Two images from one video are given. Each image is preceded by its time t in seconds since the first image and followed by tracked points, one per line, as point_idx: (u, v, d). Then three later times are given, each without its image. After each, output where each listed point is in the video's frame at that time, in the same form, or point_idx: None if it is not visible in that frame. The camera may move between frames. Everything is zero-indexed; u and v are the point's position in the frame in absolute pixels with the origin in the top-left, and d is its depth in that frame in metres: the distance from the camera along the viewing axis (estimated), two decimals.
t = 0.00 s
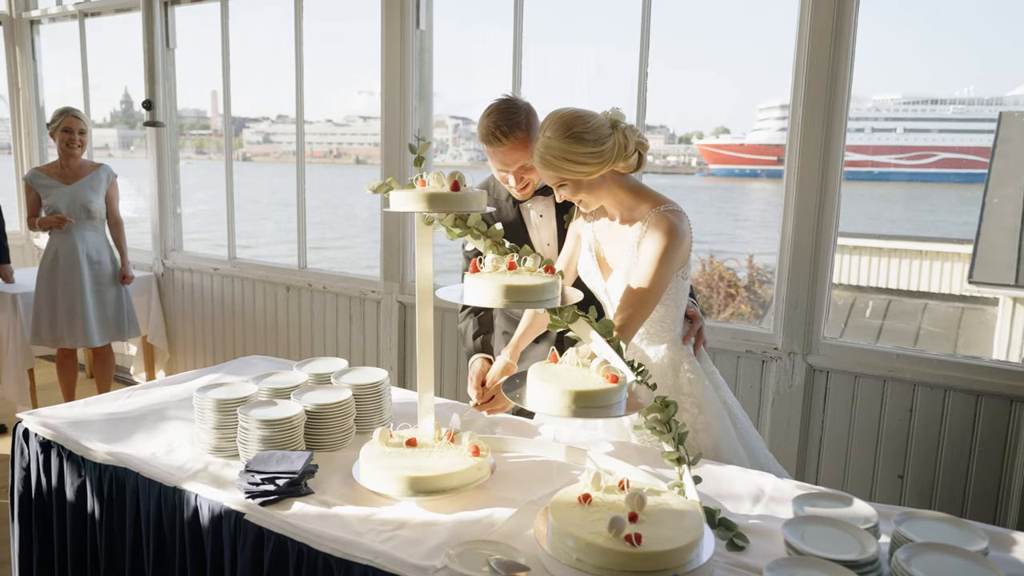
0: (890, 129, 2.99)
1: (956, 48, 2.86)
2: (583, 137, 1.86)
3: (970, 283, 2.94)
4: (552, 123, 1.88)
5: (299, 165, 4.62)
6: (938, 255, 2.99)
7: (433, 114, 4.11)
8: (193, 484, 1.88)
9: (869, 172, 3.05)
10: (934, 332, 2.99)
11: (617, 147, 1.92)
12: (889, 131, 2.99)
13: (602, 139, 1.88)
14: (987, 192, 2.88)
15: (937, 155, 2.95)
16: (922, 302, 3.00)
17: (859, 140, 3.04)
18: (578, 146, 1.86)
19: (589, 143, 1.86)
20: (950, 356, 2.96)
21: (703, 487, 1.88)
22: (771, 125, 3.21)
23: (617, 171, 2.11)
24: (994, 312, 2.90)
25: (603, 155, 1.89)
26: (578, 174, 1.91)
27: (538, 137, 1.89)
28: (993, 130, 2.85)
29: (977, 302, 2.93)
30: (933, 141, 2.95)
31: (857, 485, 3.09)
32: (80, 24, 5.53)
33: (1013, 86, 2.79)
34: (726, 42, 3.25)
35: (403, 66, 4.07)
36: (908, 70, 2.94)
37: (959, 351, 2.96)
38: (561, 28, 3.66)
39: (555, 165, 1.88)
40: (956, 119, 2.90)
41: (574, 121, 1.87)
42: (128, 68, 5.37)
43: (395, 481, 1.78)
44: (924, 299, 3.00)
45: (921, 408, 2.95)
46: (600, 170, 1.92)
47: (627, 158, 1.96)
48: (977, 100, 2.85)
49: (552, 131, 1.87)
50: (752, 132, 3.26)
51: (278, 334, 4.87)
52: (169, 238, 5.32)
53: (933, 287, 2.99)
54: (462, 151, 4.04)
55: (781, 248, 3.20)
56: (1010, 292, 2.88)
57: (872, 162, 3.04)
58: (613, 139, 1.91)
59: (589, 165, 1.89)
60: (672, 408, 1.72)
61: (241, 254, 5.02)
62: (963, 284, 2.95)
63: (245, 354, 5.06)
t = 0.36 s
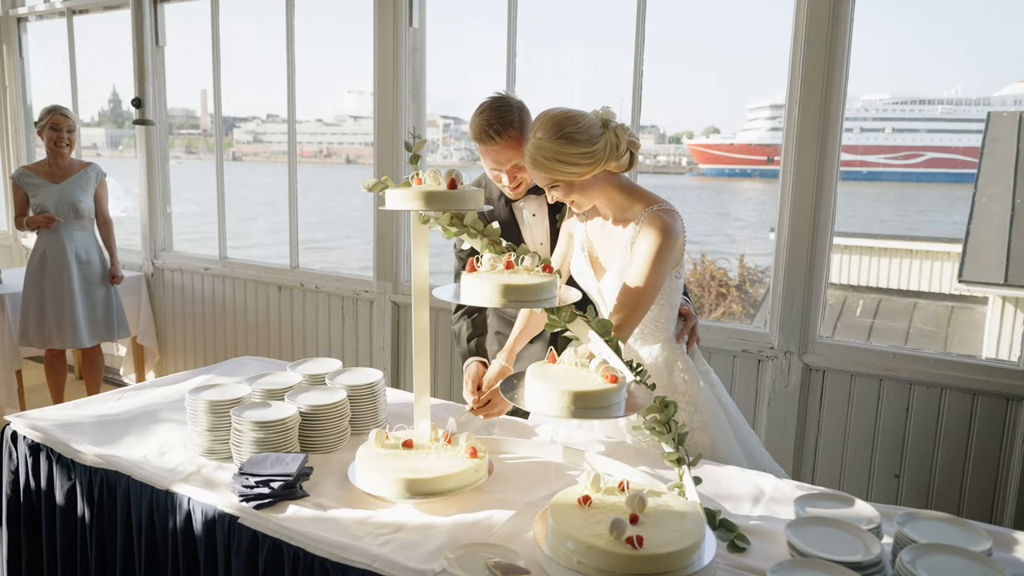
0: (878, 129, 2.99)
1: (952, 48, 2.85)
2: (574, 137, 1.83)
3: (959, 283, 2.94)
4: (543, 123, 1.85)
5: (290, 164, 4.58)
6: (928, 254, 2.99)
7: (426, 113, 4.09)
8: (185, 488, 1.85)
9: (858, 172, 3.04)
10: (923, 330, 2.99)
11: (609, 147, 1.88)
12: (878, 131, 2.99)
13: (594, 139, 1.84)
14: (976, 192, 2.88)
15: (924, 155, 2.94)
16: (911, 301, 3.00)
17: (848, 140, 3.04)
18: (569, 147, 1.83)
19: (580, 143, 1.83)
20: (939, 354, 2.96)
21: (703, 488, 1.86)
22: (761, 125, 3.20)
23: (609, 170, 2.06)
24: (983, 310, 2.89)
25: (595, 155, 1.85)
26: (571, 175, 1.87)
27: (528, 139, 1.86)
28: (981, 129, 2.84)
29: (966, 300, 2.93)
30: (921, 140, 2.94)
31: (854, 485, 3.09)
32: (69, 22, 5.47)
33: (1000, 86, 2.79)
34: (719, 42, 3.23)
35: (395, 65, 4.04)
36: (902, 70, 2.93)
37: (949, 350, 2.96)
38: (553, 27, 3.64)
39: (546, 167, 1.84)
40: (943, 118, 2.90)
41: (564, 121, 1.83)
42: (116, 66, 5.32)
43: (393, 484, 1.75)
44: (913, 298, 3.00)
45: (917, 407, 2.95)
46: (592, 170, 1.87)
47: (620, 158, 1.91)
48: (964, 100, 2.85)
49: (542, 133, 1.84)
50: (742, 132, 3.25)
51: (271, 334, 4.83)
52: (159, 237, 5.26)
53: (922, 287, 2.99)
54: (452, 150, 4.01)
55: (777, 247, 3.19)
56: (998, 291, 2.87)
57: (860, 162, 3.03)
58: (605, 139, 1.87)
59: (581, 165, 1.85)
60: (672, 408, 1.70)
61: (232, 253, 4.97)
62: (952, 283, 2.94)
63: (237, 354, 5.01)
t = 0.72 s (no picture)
0: (870, 129, 2.99)
1: (951, 47, 2.84)
2: (565, 140, 1.81)
3: (953, 282, 2.93)
4: (533, 127, 1.84)
5: (284, 165, 4.56)
6: (921, 253, 2.99)
7: (422, 113, 4.07)
8: (182, 492, 1.82)
9: (851, 172, 3.03)
10: (918, 330, 2.99)
11: (600, 149, 1.87)
12: (870, 131, 2.99)
13: (585, 142, 1.83)
14: (969, 191, 2.89)
15: (917, 155, 2.95)
16: (905, 300, 3.00)
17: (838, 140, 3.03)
18: (560, 149, 1.81)
19: (571, 146, 1.81)
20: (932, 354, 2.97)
21: (705, 490, 1.85)
22: (754, 125, 3.20)
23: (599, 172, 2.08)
24: (976, 310, 2.90)
25: (585, 159, 1.83)
26: (562, 178, 1.86)
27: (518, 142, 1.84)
28: (975, 129, 2.84)
29: (960, 300, 2.93)
30: (913, 141, 2.95)
31: (853, 486, 3.09)
32: (61, 21, 5.42)
33: (992, 86, 2.79)
34: (716, 42, 3.22)
35: (390, 65, 4.02)
36: (899, 71, 2.93)
37: (943, 350, 2.96)
38: (549, 26, 3.63)
39: (538, 170, 1.83)
40: (935, 119, 2.90)
41: (555, 124, 1.82)
42: (109, 66, 5.28)
43: (392, 487, 1.73)
44: (907, 297, 3.00)
45: (917, 407, 2.95)
46: (583, 173, 1.86)
47: (610, 160, 1.91)
48: (956, 101, 2.85)
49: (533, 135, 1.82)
50: (735, 132, 3.25)
51: (266, 335, 4.81)
52: (152, 238, 5.23)
53: (915, 286, 2.99)
54: (446, 150, 4.00)
55: (776, 247, 3.18)
56: (993, 290, 2.87)
57: (853, 162, 3.03)
58: (596, 141, 1.85)
59: (572, 169, 1.84)
60: (673, 410, 1.69)
61: (226, 254, 4.94)
62: (947, 283, 2.94)
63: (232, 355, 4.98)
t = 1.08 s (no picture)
0: (865, 129, 2.99)
1: (951, 47, 2.83)
2: (550, 145, 1.80)
3: (948, 282, 2.93)
4: (518, 131, 1.83)
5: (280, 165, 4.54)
6: (918, 253, 2.99)
7: (420, 113, 4.04)
8: (180, 496, 1.80)
9: (846, 172, 3.03)
10: (915, 330, 2.98)
11: (585, 153, 1.86)
12: (864, 131, 2.99)
13: (570, 146, 1.82)
14: (965, 191, 2.88)
15: (911, 155, 2.95)
16: (901, 300, 3.00)
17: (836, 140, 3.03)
18: (546, 154, 1.80)
19: (557, 150, 1.80)
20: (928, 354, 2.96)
21: (709, 493, 1.84)
22: (749, 125, 3.20)
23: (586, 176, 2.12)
24: (972, 309, 2.90)
25: (571, 163, 1.82)
26: (548, 182, 1.85)
27: (504, 149, 1.83)
28: (969, 129, 2.84)
29: (956, 299, 2.92)
30: (907, 141, 2.95)
31: (854, 486, 3.08)
32: (56, 20, 5.39)
33: (988, 86, 2.79)
34: (714, 42, 3.21)
35: (386, 65, 4.00)
36: (899, 71, 2.92)
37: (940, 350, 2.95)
38: (547, 25, 3.61)
39: (524, 175, 1.82)
40: (930, 118, 2.90)
41: (541, 129, 1.81)
42: (103, 65, 5.25)
43: (393, 490, 1.71)
44: (903, 296, 2.99)
45: (918, 408, 2.94)
46: (570, 177, 1.85)
47: (596, 163, 1.90)
48: (950, 101, 2.85)
49: (518, 141, 1.81)
50: (731, 132, 3.24)
51: (263, 336, 4.78)
52: (148, 238, 5.19)
53: (911, 286, 2.99)
54: (443, 150, 3.98)
55: (777, 246, 3.16)
56: (989, 289, 2.87)
57: (847, 162, 3.03)
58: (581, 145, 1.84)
59: (558, 174, 1.83)
60: (677, 412, 1.65)
61: (223, 254, 4.91)
62: (942, 282, 2.94)
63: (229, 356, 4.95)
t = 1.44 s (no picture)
0: (859, 130, 2.98)
1: (951, 47, 2.82)
2: (533, 150, 1.81)
3: (944, 281, 2.93)
4: (498, 136, 1.82)
5: (275, 165, 4.51)
6: (914, 252, 2.98)
7: (418, 112, 4.02)
8: (180, 500, 1.78)
9: (842, 173, 3.02)
10: (911, 329, 2.98)
11: (565, 159, 1.89)
12: (859, 131, 2.98)
13: (552, 153, 1.84)
14: (960, 191, 2.87)
15: (905, 155, 2.95)
16: (897, 299, 2.99)
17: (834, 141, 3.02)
18: (528, 159, 1.81)
19: (539, 156, 1.82)
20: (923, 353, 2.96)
21: (715, 496, 1.82)
22: (744, 125, 3.19)
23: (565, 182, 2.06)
24: (968, 309, 2.89)
25: (552, 169, 1.85)
26: (528, 188, 1.86)
27: (485, 152, 1.83)
28: (964, 129, 2.84)
29: (952, 299, 2.92)
30: (901, 141, 2.94)
31: (856, 487, 3.07)
32: (50, 19, 5.34)
33: (981, 86, 2.79)
34: (713, 42, 3.20)
35: (384, 65, 3.98)
36: (900, 71, 2.90)
37: (934, 350, 2.95)
38: (546, 25, 3.59)
39: (504, 180, 1.82)
40: (924, 118, 2.90)
41: (521, 135, 1.82)
42: (98, 65, 5.21)
43: (396, 494, 1.69)
44: (899, 296, 2.99)
45: (921, 408, 2.92)
46: (550, 184, 1.87)
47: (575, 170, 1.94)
48: (944, 101, 2.85)
49: (499, 145, 1.81)
50: (725, 132, 3.23)
51: (260, 337, 4.75)
52: (144, 238, 5.16)
53: (908, 286, 2.98)
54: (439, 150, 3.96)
55: (778, 246, 3.15)
56: (984, 288, 2.87)
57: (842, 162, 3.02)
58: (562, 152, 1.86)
59: (539, 179, 1.85)
60: (683, 414, 1.63)
61: (219, 255, 4.88)
62: (938, 282, 2.93)
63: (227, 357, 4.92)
